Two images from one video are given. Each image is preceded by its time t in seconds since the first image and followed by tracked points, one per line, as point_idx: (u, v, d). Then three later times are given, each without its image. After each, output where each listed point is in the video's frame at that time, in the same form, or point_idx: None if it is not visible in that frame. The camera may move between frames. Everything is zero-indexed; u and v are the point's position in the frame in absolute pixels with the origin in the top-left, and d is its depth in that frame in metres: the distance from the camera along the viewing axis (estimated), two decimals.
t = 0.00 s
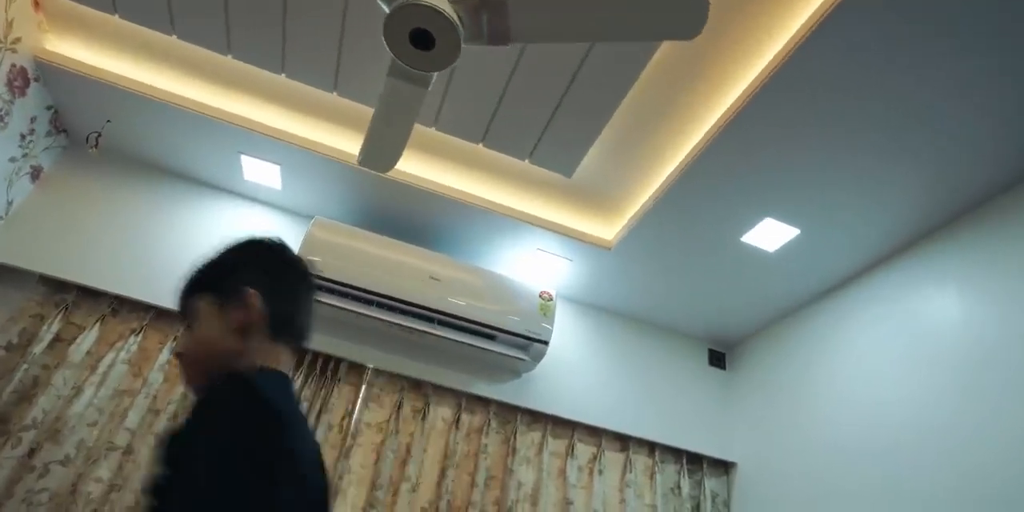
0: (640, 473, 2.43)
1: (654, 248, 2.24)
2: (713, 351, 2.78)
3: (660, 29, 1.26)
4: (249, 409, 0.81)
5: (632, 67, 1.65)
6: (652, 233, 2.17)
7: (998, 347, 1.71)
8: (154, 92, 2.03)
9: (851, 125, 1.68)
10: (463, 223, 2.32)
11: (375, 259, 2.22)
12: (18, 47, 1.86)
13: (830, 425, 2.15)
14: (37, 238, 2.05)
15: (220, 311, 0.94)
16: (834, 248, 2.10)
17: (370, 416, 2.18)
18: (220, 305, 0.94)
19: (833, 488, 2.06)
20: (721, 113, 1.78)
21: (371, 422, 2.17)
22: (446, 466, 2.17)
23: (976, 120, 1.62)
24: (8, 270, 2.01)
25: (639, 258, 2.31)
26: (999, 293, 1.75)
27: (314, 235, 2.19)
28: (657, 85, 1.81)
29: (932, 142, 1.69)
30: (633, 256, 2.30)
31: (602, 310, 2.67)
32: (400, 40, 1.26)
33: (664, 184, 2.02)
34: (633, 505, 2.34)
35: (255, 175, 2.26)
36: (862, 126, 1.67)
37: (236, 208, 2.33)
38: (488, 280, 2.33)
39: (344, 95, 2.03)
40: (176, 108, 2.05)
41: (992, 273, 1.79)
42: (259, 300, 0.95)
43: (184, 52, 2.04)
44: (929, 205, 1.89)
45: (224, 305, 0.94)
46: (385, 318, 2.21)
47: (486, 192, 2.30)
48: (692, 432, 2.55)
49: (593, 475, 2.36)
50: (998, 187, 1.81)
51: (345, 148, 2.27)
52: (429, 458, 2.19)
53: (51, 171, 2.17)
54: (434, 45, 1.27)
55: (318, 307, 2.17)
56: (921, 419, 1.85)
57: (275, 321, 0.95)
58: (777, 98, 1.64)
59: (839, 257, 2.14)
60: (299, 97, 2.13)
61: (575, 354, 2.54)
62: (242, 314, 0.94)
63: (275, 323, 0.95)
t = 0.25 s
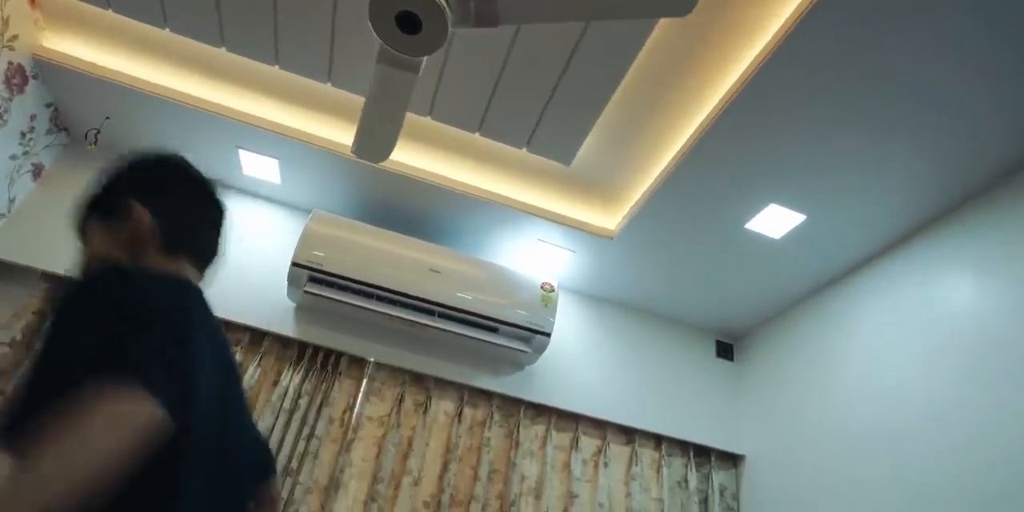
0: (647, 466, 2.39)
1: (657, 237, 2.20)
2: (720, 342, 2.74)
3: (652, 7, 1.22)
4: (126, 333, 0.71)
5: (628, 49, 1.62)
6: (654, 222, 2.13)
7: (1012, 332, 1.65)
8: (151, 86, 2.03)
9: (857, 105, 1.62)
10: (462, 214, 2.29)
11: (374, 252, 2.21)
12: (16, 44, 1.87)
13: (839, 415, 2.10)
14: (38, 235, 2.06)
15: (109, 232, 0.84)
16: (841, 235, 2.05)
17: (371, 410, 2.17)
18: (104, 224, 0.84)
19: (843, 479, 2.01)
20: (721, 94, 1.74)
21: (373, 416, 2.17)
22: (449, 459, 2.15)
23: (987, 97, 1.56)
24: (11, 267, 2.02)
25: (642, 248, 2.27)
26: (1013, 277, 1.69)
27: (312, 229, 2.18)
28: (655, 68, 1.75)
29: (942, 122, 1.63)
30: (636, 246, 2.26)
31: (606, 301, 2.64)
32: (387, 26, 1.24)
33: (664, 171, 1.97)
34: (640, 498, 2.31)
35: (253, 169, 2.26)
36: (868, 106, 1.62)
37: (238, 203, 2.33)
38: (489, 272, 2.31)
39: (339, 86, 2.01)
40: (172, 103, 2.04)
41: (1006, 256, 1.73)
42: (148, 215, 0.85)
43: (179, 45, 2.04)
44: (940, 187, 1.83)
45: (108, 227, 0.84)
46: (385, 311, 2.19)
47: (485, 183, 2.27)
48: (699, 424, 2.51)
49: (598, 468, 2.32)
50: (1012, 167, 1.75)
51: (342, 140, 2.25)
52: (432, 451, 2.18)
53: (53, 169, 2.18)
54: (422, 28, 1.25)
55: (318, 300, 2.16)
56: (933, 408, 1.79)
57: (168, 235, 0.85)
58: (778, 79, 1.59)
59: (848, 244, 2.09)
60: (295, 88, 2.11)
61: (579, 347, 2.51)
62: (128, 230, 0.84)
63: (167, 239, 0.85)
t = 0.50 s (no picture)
0: (653, 462, 2.37)
1: (659, 230, 2.17)
2: (727, 336, 2.70)
3: None
4: None
5: (621, 37, 1.59)
6: (655, 215, 2.10)
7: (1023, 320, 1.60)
8: (149, 87, 2.04)
9: (858, 89, 1.58)
10: (462, 210, 2.28)
11: (374, 248, 2.20)
12: (15, 47, 1.88)
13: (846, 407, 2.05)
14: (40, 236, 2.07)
15: None
16: (847, 224, 2.01)
17: (373, 407, 2.17)
18: None
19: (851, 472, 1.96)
20: (718, 82, 1.71)
21: (375, 413, 2.16)
22: (451, 456, 2.14)
23: (994, 78, 1.52)
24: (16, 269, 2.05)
25: (643, 241, 2.24)
26: None
27: (311, 226, 2.17)
28: (651, 58, 1.72)
29: (947, 105, 1.59)
30: (637, 239, 2.23)
31: (609, 296, 2.61)
32: (372, 14, 1.23)
33: (663, 162, 1.95)
34: (645, 495, 2.28)
35: (253, 168, 2.26)
36: (870, 90, 1.58)
37: (238, 203, 2.34)
38: (489, 268, 2.29)
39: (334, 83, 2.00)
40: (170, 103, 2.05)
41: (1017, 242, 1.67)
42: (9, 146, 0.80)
43: (175, 45, 2.04)
44: (948, 173, 1.79)
45: None
46: (385, 308, 2.19)
47: (483, 177, 2.25)
48: (706, 419, 2.48)
49: (603, 464, 2.30)
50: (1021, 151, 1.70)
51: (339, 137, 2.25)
52: (434, 448, 2.17)
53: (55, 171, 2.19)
54: (408, 18, 1.23)
55: (318, 298, 2.16)
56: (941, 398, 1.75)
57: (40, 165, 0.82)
58: (776, 65, 1.56)
59: (854, 233, 2.04)
60: (292, 86, 2.12)
61: (582, 342, 2.49)
62: None
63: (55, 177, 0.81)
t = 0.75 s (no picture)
0: (657, 462, 2.34)
1: (658, 227, 2.15)
2: (731, 333, 2.67)
3: None
4: None
5: (611, 31, 1.58)
6: (653, 211, 2.08)
7: None
8: (146, 93, 2.04)
9: (855, 78, 1.55)
10: (459, 210, 2.27)
11: (372, 250, 2.20)
12: (14, 57, 1.92)
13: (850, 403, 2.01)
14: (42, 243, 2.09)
15: None
16: (849, 217, 1.97)
17: (373, 409, 2.17)
18: None
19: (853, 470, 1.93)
20: (712, 74, 1.68)
21: (375, 415, 2.16)
22: (451, 457, 2.13)
23: (994, 64, 1.48)
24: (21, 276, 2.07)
25: (643, 239, 2.22)
26: None
27: (308, 229, 2.17)
28: (643, 50, 1.70)
29: (947, 93, 1.55)
30: (636, 236, 2.21)
31: (610, 294, 2.59)
32: (356, 13, 1.22)
33: (659, 157, 1.93)
34: (649, 495, 2.25)
35: (251, 172, 2.27)
36: (866, 80, 1.55)
37: (238, 207, 2.35)
38: (488, 268, 2.28)
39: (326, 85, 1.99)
40: (165, 108, 2.05)
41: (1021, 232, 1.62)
42: None
43: (166, 49, 2.03)
44: (951, 163, 1.75)
45: None
46: (384, 309, 2.18)
47: (480, 176, 2.24)
48: (711, 418, 2.44)
49: (606, 464, 2.28)
50: None
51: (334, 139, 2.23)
52: (435, 450, 2.16)
53: (57, 180, 2.21)
54: (391, 15, 1.22)
55: (317, 300, 2.16)
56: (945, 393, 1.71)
57: None
58: (767, 56, 1.54)
59: (856, 227, 2.00)
60: (288, 89, 2.11)
61: (583, 341, 2.47)
62: None
63: None
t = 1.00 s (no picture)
0: (663, 464, 2.29)
1: (658, 226, 2.12)
2: (739, 332, 2.61)
3: None
4: None
5: (600, 25, 1.55)
6: (652, 209, 2.04)
7: None
8: (144, 104, 2.06)
9: (852, 67, 1.51)
10: (458, 211, 2.26)
11: (371, 253, 2.20)
12: (17, 70, 1.95)
13: (859, 402, 1.95)
14: (47, 252, 2.12)
15: None
16: (855, 211, 1.91)
17: (374, 413, 2.16)
18: None
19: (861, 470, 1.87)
20: (706, 67, 1.65)
21: (376, 419, 2.15)
22: (453, 461, 2.11)
23: (999, 49, 1.42)
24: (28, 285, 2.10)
25: (645, 238, 2.18)
26: None
27: (307, 234, 2.18)
28: (635, 45, 1.67)
29: (950, 80, 1.50)
30: (636, 235, 2.17)
31: (614, 294, 2.56)
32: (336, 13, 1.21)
33: (656, 154, 1.89)
34: (655, 498, 2.21)
35: (251, 179, 2.28)
36: (865, 68, 1.50)
37: (240, 213, 2.37)
38: (487, 269, 2.26)
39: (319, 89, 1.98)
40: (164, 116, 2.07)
41: None
42: None
43: (163, 58, 2.04)
44: (959, 153, 1.68)
45: None
46: (383, 313, 2.18)
47: (477, 177, 2.23)
48: (718, 419, 2.40)
49: (611, 467, 2.24)
50: None
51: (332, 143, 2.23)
52: (436, 453, 2.14)
53: (63, 190, 2.25)
54: (369, 16, 1.22)
55: (317, 304, 2.16)
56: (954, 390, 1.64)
57: None
58: (760, 47, 1.50)
59: (863, 221, 1.95)
60: (283, 95, 2.09)
61: (587, 343, 2.44)
62: None
63: None
